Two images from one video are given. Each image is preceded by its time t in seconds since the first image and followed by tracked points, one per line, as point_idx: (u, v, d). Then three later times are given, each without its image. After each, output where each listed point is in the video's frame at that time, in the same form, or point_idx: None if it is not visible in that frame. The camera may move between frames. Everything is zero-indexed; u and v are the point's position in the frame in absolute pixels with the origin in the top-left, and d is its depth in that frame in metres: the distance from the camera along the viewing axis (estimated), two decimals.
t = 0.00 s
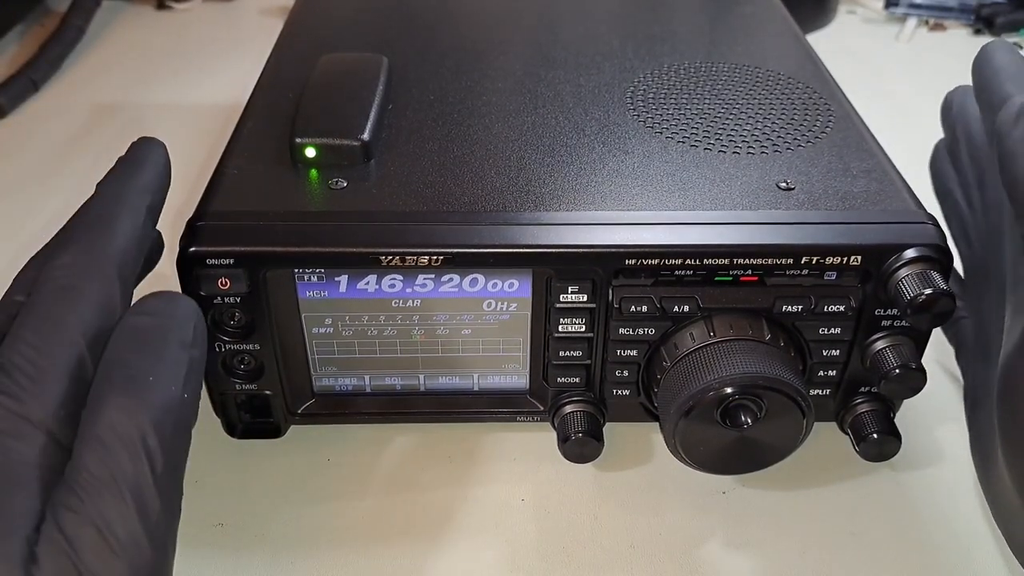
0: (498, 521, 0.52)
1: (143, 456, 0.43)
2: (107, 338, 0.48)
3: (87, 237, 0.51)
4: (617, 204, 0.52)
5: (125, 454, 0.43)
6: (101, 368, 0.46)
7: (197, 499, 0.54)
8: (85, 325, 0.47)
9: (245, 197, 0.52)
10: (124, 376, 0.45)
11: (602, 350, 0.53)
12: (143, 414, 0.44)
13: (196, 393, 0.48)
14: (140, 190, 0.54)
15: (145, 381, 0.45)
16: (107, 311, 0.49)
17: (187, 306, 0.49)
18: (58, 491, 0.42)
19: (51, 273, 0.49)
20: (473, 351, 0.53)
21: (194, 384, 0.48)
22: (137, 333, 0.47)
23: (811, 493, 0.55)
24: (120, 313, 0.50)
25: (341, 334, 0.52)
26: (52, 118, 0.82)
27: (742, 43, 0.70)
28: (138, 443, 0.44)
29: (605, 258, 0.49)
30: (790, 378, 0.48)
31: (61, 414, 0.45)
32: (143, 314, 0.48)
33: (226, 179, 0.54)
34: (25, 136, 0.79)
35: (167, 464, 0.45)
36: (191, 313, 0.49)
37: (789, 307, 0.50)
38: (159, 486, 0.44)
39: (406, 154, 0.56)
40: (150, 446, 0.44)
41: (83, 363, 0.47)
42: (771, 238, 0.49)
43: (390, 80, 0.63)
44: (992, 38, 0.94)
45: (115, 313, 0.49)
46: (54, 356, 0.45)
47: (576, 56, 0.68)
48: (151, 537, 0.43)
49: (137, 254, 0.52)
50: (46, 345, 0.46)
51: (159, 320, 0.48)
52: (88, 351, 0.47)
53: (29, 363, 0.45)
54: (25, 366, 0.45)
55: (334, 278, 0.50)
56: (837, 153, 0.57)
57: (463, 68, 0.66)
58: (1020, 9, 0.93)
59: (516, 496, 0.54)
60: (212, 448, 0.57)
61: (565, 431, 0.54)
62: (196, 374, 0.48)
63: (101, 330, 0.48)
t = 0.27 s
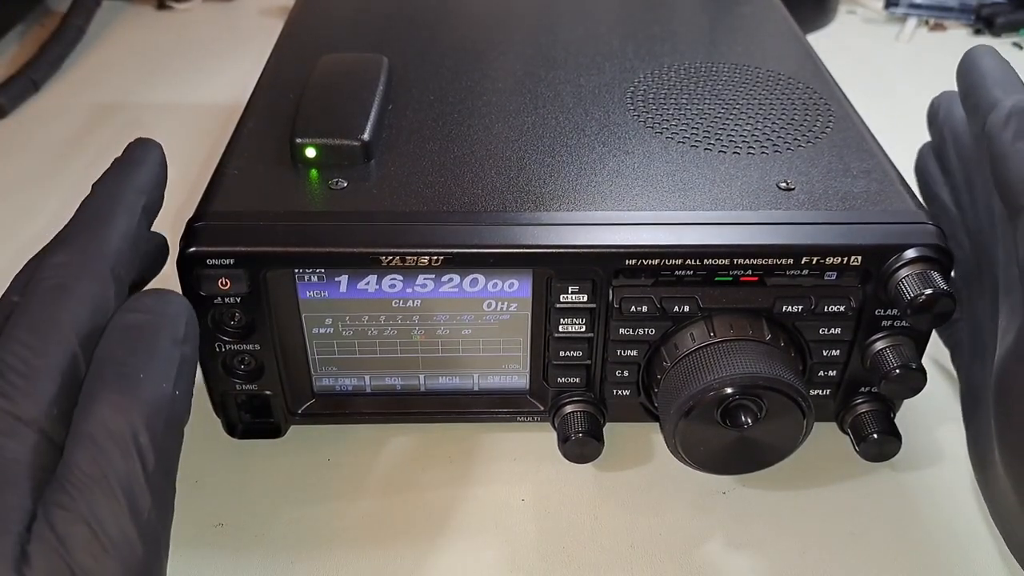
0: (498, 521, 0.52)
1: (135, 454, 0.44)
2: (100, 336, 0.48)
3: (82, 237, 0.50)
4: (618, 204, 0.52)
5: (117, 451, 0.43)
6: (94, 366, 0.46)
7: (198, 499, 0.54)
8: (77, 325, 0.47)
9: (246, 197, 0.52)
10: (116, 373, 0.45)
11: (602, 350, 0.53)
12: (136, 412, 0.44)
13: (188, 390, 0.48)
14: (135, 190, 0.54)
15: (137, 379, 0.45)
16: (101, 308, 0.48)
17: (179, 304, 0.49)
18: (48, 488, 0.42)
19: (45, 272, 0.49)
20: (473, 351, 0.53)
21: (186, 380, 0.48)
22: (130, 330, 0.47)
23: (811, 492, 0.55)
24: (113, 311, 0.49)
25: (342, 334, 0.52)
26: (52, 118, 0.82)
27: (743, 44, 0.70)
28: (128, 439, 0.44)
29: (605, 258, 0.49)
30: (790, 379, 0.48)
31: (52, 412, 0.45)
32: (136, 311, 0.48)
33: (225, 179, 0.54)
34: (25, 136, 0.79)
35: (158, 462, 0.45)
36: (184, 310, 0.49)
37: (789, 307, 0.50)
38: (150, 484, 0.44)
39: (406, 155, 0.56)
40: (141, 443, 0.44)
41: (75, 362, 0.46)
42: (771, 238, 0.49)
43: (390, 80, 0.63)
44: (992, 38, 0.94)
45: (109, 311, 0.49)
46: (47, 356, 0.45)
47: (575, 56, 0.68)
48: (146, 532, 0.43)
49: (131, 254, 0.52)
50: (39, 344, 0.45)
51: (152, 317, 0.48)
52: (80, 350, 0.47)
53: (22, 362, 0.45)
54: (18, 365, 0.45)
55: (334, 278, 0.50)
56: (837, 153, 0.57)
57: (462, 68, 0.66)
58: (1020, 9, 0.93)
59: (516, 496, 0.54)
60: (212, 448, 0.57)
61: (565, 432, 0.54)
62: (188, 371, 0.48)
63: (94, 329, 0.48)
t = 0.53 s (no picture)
0: (498, 521, 0.52)
1: (136, 455, 0.43)
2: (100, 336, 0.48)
3: (82, 235, 0.50)
4: (618, 204, 0.52)
5: (118, 452, 0.43)
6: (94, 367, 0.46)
7: (197, 499, 0.54)
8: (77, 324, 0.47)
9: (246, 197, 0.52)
10: (118, 373, 0.45)
11: (602, 350, 0.53)
12: (137, 412, 0.44)
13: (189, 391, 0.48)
14: (133, 189, 0.54)
15: (139, 379, 0.45)
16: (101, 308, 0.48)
17: (181, 305, 0.49)
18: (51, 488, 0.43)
19: (45, 272, 0.49)
20: (473, 351, 0.53)
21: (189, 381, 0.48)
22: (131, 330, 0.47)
23: (811, 492, 0.55)
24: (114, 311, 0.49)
25: (342, 334, 0.52)
26: (52, 118, 0.82)
27: (743, 44, 0.70)
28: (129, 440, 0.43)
29: (605, 258, 0.49)
30: (790, 379, 0.48)
31: (54, 413, 0.44)
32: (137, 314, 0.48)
33: (226, 179, 0.54)
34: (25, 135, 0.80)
35: (161, 463, 0.45)
36: (185, 310, 0.49)
37: (789, 307, 0.50)
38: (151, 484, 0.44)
39: (406, 154, 0.56)
40: (140, 443, 0.44)
41: (76, 362, 0.46)
42: (771, 238, 0.49)
43: (391, 80, 0.63)
44: (992, 38, 0.94)
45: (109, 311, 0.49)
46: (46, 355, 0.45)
47: (575, 56, 0.68)
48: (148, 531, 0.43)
49: (129, 252, 0.52)
50: (38, 344, 0.45)
51: (154, 318, 0.48)
52: (81, 350, 0.47)
53: (21, 362, 0.45)
54: (17, 365, 0.45)
55: (334, 278, 0.50)
56: (837, 153, 0.57)
57: (462, 68, 0.66)
58: (1020, 9, 0.93)
59: (516, 495, 0.54)
60: (212, 448, 0.57)
61: (565, 431, 0.54)
62: (190, 371, 0.48)
63: (94, 329, 0.48)
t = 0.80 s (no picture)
0: (498, 521, 0.52)
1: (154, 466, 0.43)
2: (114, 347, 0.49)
3: (81, 235, 0.50)
4: (618, 204, 0.52)
5: (136, 463, 0.43)
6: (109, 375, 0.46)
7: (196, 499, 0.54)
8: (91, 330, 0.47)
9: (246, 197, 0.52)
10: (137, 382, 0.45)
11: (602, 350, 0.53)
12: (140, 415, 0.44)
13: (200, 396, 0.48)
14: (132, 188, 0.54)
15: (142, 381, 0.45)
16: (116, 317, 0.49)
17: (200, 311, 0.48)
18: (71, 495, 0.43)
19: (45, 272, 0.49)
20: (473, 351, 0.53)
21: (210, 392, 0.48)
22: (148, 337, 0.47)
23: (811, 492, 0.55)
24: (128, 321, 0.50)
25: (341, 334, 0.52)
26: (52, 117, 0.82)
27: (742, 44, 0.70)
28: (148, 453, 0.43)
29: (605, 258, 0.49)
30: (790, 379, 0.48)
31: (54, 413, 0.44)
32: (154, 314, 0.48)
33: (226, 179, 0.54)
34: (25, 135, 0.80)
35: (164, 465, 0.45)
36: (204, 318, 0.48)
37: (789, 307, 0.50)
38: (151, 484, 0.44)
39: (406, 155, 0.56)
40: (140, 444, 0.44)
41: (90, 372, 0.47)
42: (771, 238, 0.49)
43: (390, 80, 0.63)
44: (992, 38, 0.94)
45: (124, 320, 0.50)
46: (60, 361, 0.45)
47: (575, 56, 0.68)
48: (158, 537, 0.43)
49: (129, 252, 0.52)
50: (52, 349, 0.46)
51: (173, 326, 0.47)
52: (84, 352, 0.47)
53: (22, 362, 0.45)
54: (29, 369, 0.45)
55: (333, 278, 0.50)
56: (837, 153, 0.57)
57: (462, 68, 0.66)
58: (1019, 9, 0.93)
59: (516, 495, 0.54)
60: (211, 448, 0.57)
61: (565, 431, 0.54)
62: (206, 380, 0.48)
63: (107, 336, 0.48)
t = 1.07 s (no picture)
0: (498, 521, 0.52)
1: (176, 473, 0.45)
2: (144, 357, 0.49)
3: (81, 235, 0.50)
4: (618, 204, 0.52)
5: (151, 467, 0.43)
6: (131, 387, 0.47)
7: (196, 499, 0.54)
8: (121, 339, 0.47)
9: (246, 197, 0.52)
10: (163, 393, 0.47)
11: (602, 350, 0.53)
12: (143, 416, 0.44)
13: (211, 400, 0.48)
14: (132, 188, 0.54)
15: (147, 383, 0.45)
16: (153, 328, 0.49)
17: (228, 324, 0.49)
18: (89, 499, 0.43)
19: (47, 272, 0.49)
20: (473, 351, 0.53)
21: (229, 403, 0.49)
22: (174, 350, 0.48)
23: (811, 492, 0.55)
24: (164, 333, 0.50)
25: (341, 334, 0.52)
26: (53, 117, 0.82)
27: (742, 44, 0.70)
28: (165, 459, 0.45)
29: (605, 258, 0.49)
30: (790, 379, 0.48)
31: (53, 413, 0.44)
32: (179, 325, 0.49)
33: (226, 179, 0.54)
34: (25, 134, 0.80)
35: (164, 465, 0.45)
36: (232, 331, 0.49)
37: (789, 307, 0.50)
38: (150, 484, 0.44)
39: (406, 154, 0.56)
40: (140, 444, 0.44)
41: (117, 380, 0.47)
42: (771, 238, 0.49)
43: (391, 80, 0.63)
44: (992, 38, 0.94)
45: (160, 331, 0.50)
46: (87, 368, 0.46)
47: (576, 56, 0.68)
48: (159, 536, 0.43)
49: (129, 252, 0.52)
50: (81, 356, 0.46)
51: (199, 337, 0.48)
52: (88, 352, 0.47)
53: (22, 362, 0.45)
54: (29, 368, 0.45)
55: (334, 278, 0.50)
56: (837, 153, 0.57)
57: (462, 68, 0.66)
58: (1019, 9, 0.94)
59: (516, 495, 0.54)
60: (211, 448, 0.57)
61: (565, 431, 0.54)
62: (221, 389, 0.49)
63: (138, 345, 0.48)
